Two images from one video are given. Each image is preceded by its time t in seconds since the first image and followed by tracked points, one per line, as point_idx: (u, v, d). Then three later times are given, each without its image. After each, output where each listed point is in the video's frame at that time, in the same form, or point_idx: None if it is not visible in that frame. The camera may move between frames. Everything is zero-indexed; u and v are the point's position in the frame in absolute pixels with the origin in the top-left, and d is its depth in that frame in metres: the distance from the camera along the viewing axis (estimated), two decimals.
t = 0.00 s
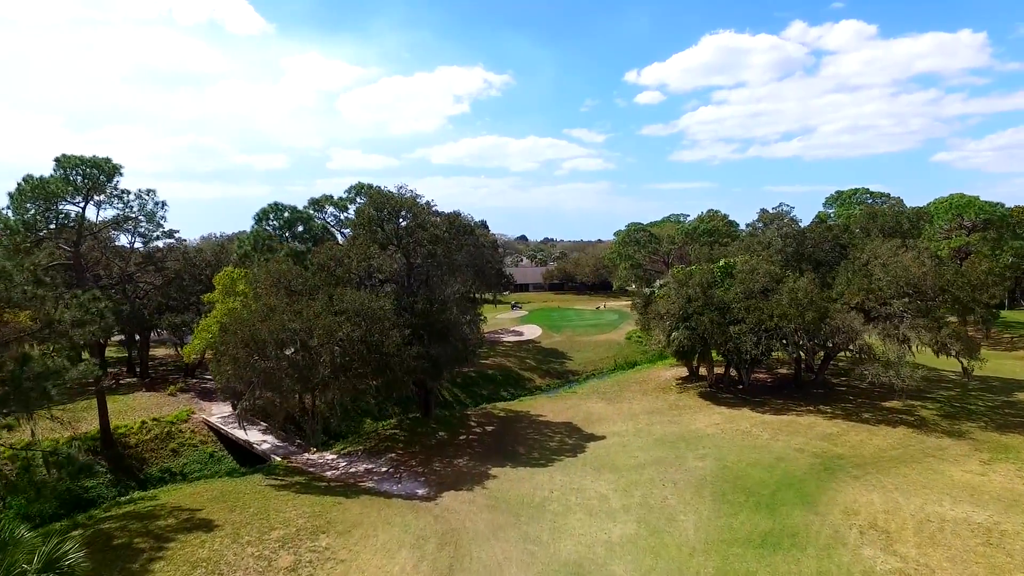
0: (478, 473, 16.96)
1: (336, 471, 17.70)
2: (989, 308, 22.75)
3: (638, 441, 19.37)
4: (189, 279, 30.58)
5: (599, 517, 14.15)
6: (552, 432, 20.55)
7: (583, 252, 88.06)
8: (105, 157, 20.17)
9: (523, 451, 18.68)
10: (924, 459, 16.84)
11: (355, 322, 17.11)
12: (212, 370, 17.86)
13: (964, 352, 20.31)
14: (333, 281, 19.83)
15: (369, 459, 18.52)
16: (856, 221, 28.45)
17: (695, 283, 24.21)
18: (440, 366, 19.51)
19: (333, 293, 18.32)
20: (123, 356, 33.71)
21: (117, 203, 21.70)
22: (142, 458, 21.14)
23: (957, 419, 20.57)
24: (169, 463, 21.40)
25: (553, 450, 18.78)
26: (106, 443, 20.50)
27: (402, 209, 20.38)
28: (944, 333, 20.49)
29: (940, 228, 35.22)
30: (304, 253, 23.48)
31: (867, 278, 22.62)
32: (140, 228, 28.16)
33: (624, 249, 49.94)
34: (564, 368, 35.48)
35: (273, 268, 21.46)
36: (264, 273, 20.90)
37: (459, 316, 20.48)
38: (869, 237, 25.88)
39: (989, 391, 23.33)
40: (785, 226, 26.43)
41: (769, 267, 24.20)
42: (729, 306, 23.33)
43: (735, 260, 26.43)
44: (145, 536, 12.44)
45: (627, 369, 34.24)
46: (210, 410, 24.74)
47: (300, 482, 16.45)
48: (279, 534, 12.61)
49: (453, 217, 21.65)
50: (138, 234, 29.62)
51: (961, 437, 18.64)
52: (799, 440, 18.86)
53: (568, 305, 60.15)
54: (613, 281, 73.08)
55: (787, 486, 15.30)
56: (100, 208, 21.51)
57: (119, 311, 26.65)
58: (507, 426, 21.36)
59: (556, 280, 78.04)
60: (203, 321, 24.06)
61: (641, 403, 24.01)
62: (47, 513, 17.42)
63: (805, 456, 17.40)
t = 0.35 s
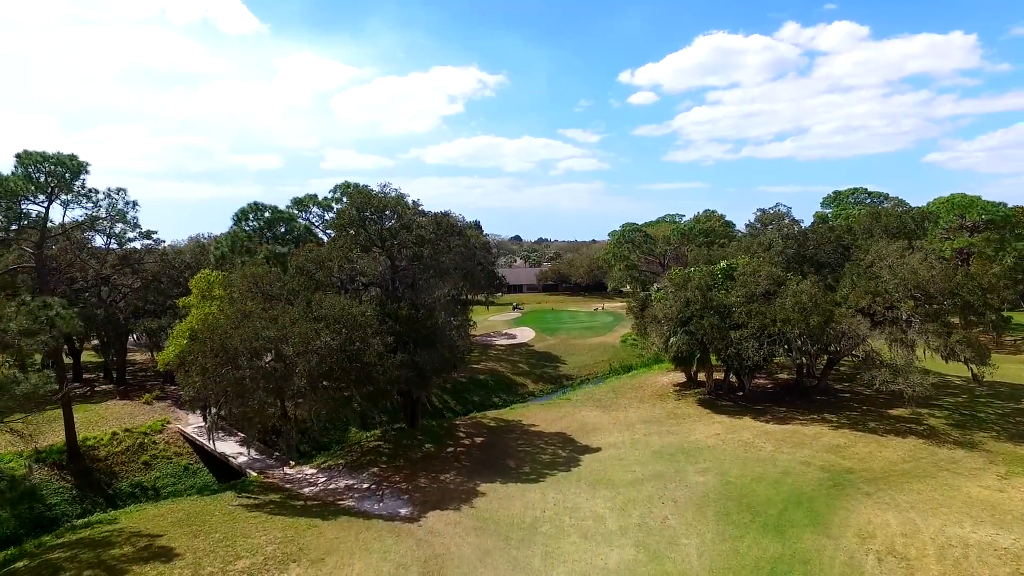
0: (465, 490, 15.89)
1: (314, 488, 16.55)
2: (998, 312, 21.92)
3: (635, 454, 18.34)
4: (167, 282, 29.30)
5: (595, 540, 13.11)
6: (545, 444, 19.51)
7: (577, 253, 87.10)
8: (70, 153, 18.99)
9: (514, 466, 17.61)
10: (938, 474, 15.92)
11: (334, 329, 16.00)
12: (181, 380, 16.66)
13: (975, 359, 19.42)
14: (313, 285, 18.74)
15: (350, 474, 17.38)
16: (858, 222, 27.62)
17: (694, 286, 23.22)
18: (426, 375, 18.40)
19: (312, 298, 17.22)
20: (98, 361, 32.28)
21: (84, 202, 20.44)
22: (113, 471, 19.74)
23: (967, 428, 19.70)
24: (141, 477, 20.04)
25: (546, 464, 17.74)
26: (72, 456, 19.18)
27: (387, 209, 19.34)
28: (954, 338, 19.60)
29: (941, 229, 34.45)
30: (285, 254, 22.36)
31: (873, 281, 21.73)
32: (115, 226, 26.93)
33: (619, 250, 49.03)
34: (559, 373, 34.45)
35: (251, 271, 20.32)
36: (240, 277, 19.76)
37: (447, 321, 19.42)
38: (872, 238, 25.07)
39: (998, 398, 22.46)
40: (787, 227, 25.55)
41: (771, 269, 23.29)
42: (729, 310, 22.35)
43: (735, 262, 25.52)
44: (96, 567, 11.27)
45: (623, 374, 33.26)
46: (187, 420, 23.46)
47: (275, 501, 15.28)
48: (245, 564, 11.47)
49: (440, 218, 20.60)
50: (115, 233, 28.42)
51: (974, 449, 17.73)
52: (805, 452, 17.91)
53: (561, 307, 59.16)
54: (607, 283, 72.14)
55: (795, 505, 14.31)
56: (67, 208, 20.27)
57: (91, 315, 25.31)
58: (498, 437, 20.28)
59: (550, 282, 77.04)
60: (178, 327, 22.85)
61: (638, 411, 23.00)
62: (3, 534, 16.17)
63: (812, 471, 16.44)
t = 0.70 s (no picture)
0: (466, 507, 14.87)
1: (307, 503, 15.62)
2: None
3: (648, 467, 17.24)
4: (165, 283, 28.62)
5: (606, 566, 12.02)
6: (552, 455, 18.47)
7: (585, 253, 85.87)
8: (55, 151, 18.24)
9: (519, 480, 16.58)
10: (977, 491, 14.67)
11: (328, 335, 15.02)
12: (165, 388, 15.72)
13: (1013, 366, 18.12)
14: (308, 288, 17.82)
15: (346, 488, 16.41)
16: (882, 221, 26.33)
17: (710, 288, 22.14)
18: (426, 383, 17.40)
19: (305, 302, 16.28)
20: (96, 364, 31.68)
21: (73, 201, 19.67)
22: (101, 482, 18.91)
23: (1004, 440, 18.40)
24: (130, 488, 19.17)
25: (553, 478, 16.70)
26: (59, 466, 18.37)
27: (386, 208, 18.27)
28: (990, 345, 18.32)
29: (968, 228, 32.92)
30: (282, 254, 21.49)
31: (900, 283, 20.49)
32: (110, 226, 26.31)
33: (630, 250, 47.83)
34: (567, 377, 33.39)
35: (245, 272, 19.45)
36: (233, 279, 18.92)
37: (450, 326, 18.42)
38: (898, 237, 23.79)
39: None
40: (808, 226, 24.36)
41: (792, 270, 22.17)
42: (748, 313, 21.30)
43: (753, 263, 24.35)
44: None
45: (634, 379, 32.14)
46: (181, 427, 22.66)
47: (264, 518, 14.35)
48: None
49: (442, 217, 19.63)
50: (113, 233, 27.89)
51: (1016, 464, 16.44)
52: (831, 466, 16.72)
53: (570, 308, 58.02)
54: (617, 283, 70.90)
55: (824, 527, 13.15)
56: (55, 207, 19.56)
57: (85, 318, 24.74)
58: (502, 447, 19.26)
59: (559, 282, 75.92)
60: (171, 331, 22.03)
61: (651, 420, 21.87)
62: None
63: (839, 487, 15.26)
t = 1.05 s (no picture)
0: (456, 527, 13.79)
1: (285, 523, 14.53)
2: None
3: (651, 481, 16.18)
4: (145, 285, 27.69)
5: None
6: (549, 468, 17.41)
7: (584, 254, 84.76)
8: (20, 144, 17.12)
9: (513, 496, 15.51)
10: (1006, 510, 13.61)
11: (306, 343, 13.90)
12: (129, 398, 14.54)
13: None
14: (289, 290, 16.81)
15: (328, 506, 15.32)
16: (893, 220, 25.31)
17: (715, 290, 21.10)
18: (413, 393, 16.34)
19: (284, 306, 15.21)
20: (77, 369, 30.53)
21: (40, 198, 18.53)
22: (69, 497, 17.79)
23: None
24: (102, 503, 18.04)
25: (549, 494, 15.63)
26: (25, 481, 17.32)
27: (371, 206, 17.17)
28: (1013, 351, 17.29)
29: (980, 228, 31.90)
30: (263, 254, 20.49)
31: (916, 285, 19.45)
32: (88, 224, 25.34)
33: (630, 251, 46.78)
34: (565, 381, 32.30)
35: (224, 273, 18.40)
36: (209, 280, 17.82)
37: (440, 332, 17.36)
38: (911, 237, 22.76)
39: None
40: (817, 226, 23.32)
41: (801, 271, 21.15)
42: (755, 316, 20.28)
43: (759, 264, 23.34)
44: None
45: (634, 383, 31.09)
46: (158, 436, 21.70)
47: (236, 541, 13.25)
48: None
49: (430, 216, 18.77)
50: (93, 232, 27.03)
51: None
52: (846, 481, 15.67)
53: (569, 310, 56.95)
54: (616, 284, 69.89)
55: (844, 551, 12.07)
56: (22, 205, 18.42)
57: (56, 317, 24.02)
58: (497, 459, 18.19)
59: (557, 283, 74.85)
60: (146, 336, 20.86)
61: (653, 429, 20.83)
62: None
63: (856, 505, 14.20)
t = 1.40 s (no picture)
0: (443, 554, 12.65)
1: (259, 548, 13.36)
2: None
3: (655, 500, 15.06)
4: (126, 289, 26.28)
5: None
6: (545, 485, 16.28)
7: (584, 254, 83.62)
8: None
9: (507, 518, 14.39)
10: None
11: (280, 354, 12.73)
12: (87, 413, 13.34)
13: None
14: (267, 296, 15.71)
15: (307, 528, 14.18)
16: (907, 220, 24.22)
17: (722, 293, 19.99)
18: (398, 405, 15.24)
19: (258, 313, 14.09)
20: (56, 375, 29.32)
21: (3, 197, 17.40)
22: (33, 516, 16.61)
23: None
24: (69, 521, 16.84)
25: (546, 515, 14.49)
26: None
27: (355, 205, 16.09)
28: None
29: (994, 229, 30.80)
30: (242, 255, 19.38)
31: (935, 289, 18.36)
32: (63, 225, 24.23)
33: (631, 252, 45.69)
34: (563, 387, 31.19)
35: (201, 276, 17.27)
36: (183, 284, 16.71)
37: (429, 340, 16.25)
38: (927, 239, 21.67)
39: None
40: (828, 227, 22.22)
41: (812, 275, 20.06)
42: (764, 322, 19.18)
43: (767, 267, 22.28)
44: None
45: (636, 390, 29.97)
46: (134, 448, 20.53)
47: (203, 569, 12.10)
48: None
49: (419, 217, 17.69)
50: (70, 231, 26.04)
51: None
52: (865, 500, 14.55)
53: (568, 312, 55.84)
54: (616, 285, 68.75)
55: None
56: None
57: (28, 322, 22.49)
58: (489, 475, 17.06)
59: (556, 283, 73.71)
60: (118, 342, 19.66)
61: (656, 440, 19.71)
62: None
63: (878, 528, 13.08)
